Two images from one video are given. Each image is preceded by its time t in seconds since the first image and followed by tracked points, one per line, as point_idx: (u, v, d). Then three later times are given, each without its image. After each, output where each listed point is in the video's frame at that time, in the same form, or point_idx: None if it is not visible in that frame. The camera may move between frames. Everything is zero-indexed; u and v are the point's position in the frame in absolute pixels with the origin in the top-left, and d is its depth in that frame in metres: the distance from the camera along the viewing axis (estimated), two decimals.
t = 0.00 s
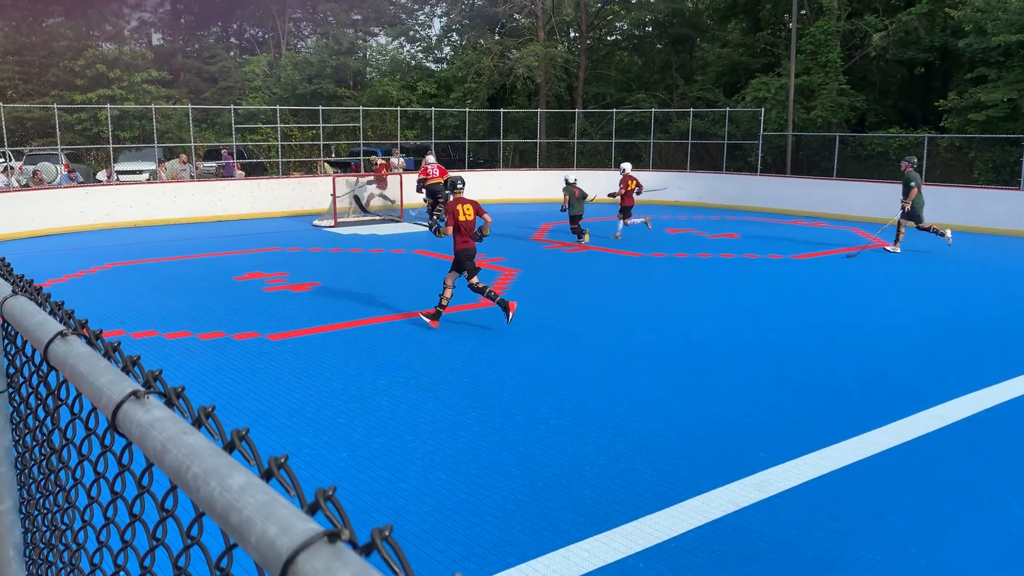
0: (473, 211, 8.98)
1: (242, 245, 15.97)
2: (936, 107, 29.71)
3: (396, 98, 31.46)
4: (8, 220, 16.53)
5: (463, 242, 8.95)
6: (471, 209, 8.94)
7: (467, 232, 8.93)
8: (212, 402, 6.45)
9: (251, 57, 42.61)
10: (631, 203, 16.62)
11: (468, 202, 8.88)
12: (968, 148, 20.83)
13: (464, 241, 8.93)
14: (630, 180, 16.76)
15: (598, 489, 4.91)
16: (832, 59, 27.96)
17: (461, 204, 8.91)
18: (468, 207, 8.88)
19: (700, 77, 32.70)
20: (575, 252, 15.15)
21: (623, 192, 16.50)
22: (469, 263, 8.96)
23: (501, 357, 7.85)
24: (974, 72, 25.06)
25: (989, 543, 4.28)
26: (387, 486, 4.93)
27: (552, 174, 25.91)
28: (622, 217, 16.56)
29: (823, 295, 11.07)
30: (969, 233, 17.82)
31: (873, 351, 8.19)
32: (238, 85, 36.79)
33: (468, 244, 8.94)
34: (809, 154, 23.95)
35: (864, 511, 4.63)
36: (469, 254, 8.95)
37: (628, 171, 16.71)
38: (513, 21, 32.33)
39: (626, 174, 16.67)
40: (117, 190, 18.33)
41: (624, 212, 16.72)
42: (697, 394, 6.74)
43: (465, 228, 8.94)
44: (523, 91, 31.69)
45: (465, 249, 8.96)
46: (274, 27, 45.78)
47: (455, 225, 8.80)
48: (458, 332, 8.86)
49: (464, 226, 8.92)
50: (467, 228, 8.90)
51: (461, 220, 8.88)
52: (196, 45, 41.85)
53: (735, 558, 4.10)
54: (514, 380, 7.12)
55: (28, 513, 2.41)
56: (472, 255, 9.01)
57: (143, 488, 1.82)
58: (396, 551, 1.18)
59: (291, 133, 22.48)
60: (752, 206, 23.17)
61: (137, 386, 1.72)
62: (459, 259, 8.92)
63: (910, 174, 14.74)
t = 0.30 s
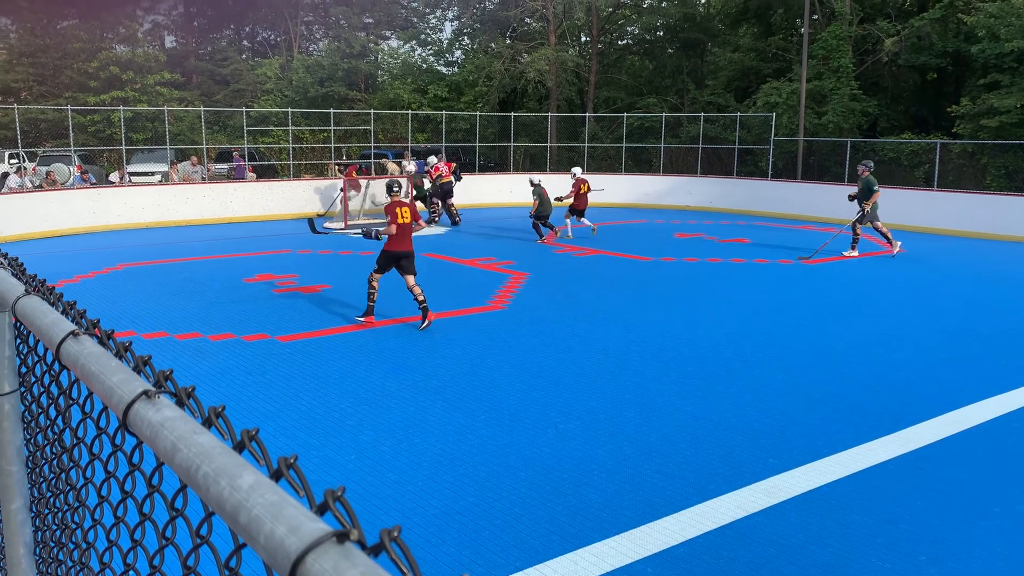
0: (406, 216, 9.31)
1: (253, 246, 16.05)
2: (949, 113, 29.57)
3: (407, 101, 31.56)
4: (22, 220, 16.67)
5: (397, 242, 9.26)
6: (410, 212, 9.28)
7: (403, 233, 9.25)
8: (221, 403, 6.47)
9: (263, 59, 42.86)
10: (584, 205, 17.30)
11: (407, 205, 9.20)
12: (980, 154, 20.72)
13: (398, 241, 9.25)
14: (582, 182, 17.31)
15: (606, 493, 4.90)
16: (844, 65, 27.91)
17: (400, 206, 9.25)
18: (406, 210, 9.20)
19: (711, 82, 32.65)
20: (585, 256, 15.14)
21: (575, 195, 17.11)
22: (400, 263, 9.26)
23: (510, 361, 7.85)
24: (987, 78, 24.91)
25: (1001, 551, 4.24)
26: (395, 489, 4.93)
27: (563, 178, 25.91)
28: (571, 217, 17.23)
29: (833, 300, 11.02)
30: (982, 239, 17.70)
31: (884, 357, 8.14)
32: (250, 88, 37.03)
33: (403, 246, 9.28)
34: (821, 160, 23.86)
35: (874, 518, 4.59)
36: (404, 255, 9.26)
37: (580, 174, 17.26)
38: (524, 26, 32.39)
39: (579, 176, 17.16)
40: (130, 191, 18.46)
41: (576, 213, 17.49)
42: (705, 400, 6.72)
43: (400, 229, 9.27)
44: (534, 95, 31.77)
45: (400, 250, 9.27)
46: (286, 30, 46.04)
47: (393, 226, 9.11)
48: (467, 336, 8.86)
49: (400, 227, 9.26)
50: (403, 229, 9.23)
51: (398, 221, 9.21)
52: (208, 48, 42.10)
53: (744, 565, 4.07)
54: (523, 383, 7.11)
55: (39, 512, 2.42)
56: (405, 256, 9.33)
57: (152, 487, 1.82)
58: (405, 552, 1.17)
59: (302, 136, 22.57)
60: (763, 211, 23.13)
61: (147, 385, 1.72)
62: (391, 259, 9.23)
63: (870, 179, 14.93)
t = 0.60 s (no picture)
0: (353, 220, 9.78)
1: (255, 248, 16.07)
2: (951, 116, 29.55)
3: (409, 103, 31.60)
4: (24, 221, 16.69)
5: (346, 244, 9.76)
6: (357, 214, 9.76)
7: (351, 235, 9.75)
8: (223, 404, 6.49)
9: (266, 61, 42.95)
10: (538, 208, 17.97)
11: (353, 206, 9.71)
12: (982, 158, 20.67)
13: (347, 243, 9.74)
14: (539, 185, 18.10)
15: (608, 495, 4.90)
16: (847, 68, 27.93)
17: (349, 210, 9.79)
18: (352, 213, 9.71)
19: (713, 85, 32.64)
20: (586, 258, 15.14)
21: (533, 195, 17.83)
22: (351, 264, 9.72)
23: (511, 363, 7.85)
24: (989, 82, 24.86)
25: (1003, 555, 4.22)
26: (397, 491, 4.93)
27: (564, 181, 25.91)
28: (525, 218, 17.83)
29: (835, 304, 11.00)
30: (984, 243, 17.67)
31: (886, 360, 8.13)
32: (253, 89, 37.10)
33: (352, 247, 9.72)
34: (823, 163, 23.84)
35: (876, 521, 4.59)
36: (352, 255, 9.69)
37: (536, 176, 18.04)
38: (527, 28, 32.41)
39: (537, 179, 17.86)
40: (132, 192, 18.50)
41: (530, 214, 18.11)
42: (707, 402, 6.71)
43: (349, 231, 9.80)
44: (536, 98, 31.83)
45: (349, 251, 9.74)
46: (289, 32, 46.11)
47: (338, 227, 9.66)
48: (468, 337, 8.86)
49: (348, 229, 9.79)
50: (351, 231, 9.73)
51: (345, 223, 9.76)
52: (211, 49, 42.15)
53: (745, 568, 4.06)
54: (524, 386, 7.11)
55: (40, 513, 2.42)
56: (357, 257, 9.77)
57: (153, 489, 1.82)
58: (405, 554, 1.17)
59: (304, 138, 22.62)
60: (764, 214, 23.13)
61: (149, 386, 1.72)
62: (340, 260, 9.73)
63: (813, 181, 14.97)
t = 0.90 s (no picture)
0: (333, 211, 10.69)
1: (253, 247, 16.06)
2: (949, 117, 29.57)
3: (408, 103, 31.58)
4: (22, 220, 16.67)
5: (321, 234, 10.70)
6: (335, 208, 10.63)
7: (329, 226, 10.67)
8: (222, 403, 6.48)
9: (264, 60, 42.95)
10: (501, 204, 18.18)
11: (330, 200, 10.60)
12: (980, 159, 20.68)
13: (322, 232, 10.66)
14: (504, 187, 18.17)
15: (606, 495, 4.90)
16: (845, 68, 27.96)
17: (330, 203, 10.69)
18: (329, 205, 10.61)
19: (712, 85, 32.63)
20: (585, 258, 15.15)
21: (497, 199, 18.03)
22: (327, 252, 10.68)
23: (509, 363, 7.85)
24: (987, 82, 24.87)
25: (1000, 555, 4.23)
26: (395, 490, 4.93)
27: (562, 181, 25.90)
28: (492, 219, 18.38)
29: (833, 304, 11.00)
30: (982, 243, 17.69)
31: (884, 360, 8.15)
32: (251, 89, 37.13)
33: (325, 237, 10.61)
34: (820, 163, 23.86)
35: (873, 521, 4.60)
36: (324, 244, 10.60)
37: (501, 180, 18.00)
38: (525, 28, 32.38)
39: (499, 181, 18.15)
40: (131, 192, 18.49)
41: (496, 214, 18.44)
42: (705, 402, 6.72)
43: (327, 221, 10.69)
44: (535, 98, 31.81)
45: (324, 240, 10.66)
46: (287, 31, 46.10)
47: (315, 216, 10.63)
48: (466, 337, 8.87)
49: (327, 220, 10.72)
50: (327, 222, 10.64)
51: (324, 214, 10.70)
52: (209, 49, 42.05)
53: (742, 567, 4.07)
54: (523, 386, 7.11)
55: (37, 511, 2.41)
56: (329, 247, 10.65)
57: (152, 486, 1.81)
58: (405, 549, 1.17)
59: (302, 137, 22.61)
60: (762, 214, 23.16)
61: (148, 383, 1.73)
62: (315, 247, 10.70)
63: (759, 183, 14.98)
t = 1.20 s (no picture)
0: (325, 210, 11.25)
1: (249, 246, 16.04)
2: (944, 116, 29.66)
3: (404, 102, 31.57)
4: (18, 220, 16.63)
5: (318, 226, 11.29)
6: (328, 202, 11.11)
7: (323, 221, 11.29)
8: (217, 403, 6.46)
9: (261, 59, 42.92)
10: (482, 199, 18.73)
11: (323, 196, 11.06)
12: (975, 158, 20.70)
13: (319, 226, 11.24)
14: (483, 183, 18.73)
15: (602, 495, 4.89)
16: (840, 68, 28.03)
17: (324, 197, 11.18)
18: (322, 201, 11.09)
19: (708, 85, 32.71)
20: (581, 257, 15.15)
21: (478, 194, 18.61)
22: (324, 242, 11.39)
23: (506, 362, 7.85)
24: (982, 82, 24.92)
25: (995, 554, 4.24)
26: (391, 490, 4.92)
27: (558, 181, 25.93)
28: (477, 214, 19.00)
29: (829, 304, 11.01)
30: (978, 243, 17.72)
31: (881, 360, 8.15)
32: (247, 88, 37.14)
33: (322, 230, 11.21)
34: (816, 163, 23.89)
35: (869, 521, 4.60)
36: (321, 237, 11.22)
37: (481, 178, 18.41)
38: (522, 28, 32.37)
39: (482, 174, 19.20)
40: (127, 191, 18.46)
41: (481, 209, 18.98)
42: (701, 402, 6.72)
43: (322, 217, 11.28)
44: (531, 97, 31.84)
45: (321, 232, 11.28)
46: (284, 31, 46.07)
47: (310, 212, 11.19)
48: (463, 337, 8.85)
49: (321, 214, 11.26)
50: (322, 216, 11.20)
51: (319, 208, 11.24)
52: (206, 48, 42.05)
53: (737, 566, 4.07)
54: (519, 385, 7.10)
55: (32, 511, 2.41)
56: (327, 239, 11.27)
57: (147, 485, 1.81)
58: (399, 551, 1.17)
59: (299, 136, 22.62)
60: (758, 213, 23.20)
61: (142, 383, 1.72)
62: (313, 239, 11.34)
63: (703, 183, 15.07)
